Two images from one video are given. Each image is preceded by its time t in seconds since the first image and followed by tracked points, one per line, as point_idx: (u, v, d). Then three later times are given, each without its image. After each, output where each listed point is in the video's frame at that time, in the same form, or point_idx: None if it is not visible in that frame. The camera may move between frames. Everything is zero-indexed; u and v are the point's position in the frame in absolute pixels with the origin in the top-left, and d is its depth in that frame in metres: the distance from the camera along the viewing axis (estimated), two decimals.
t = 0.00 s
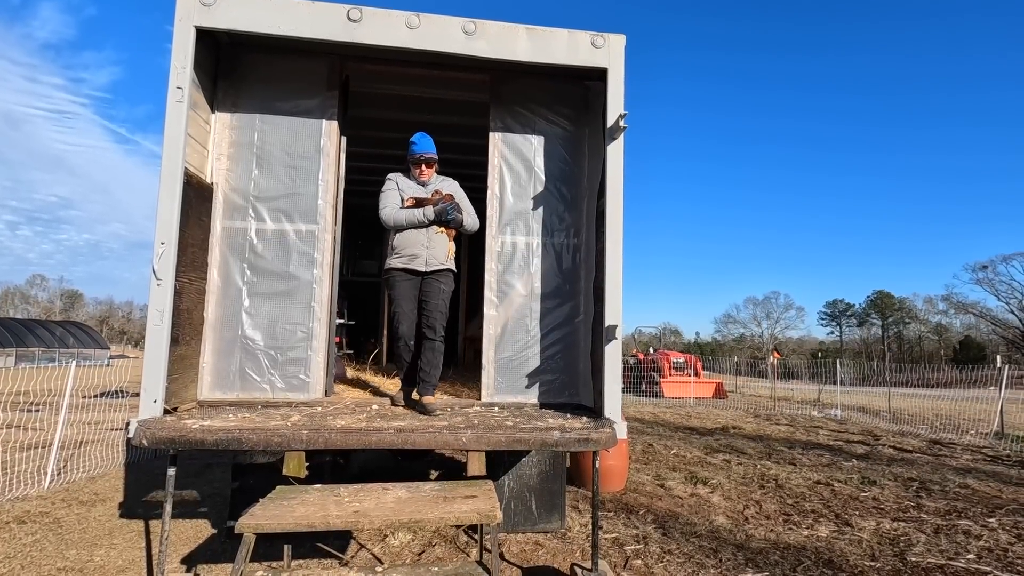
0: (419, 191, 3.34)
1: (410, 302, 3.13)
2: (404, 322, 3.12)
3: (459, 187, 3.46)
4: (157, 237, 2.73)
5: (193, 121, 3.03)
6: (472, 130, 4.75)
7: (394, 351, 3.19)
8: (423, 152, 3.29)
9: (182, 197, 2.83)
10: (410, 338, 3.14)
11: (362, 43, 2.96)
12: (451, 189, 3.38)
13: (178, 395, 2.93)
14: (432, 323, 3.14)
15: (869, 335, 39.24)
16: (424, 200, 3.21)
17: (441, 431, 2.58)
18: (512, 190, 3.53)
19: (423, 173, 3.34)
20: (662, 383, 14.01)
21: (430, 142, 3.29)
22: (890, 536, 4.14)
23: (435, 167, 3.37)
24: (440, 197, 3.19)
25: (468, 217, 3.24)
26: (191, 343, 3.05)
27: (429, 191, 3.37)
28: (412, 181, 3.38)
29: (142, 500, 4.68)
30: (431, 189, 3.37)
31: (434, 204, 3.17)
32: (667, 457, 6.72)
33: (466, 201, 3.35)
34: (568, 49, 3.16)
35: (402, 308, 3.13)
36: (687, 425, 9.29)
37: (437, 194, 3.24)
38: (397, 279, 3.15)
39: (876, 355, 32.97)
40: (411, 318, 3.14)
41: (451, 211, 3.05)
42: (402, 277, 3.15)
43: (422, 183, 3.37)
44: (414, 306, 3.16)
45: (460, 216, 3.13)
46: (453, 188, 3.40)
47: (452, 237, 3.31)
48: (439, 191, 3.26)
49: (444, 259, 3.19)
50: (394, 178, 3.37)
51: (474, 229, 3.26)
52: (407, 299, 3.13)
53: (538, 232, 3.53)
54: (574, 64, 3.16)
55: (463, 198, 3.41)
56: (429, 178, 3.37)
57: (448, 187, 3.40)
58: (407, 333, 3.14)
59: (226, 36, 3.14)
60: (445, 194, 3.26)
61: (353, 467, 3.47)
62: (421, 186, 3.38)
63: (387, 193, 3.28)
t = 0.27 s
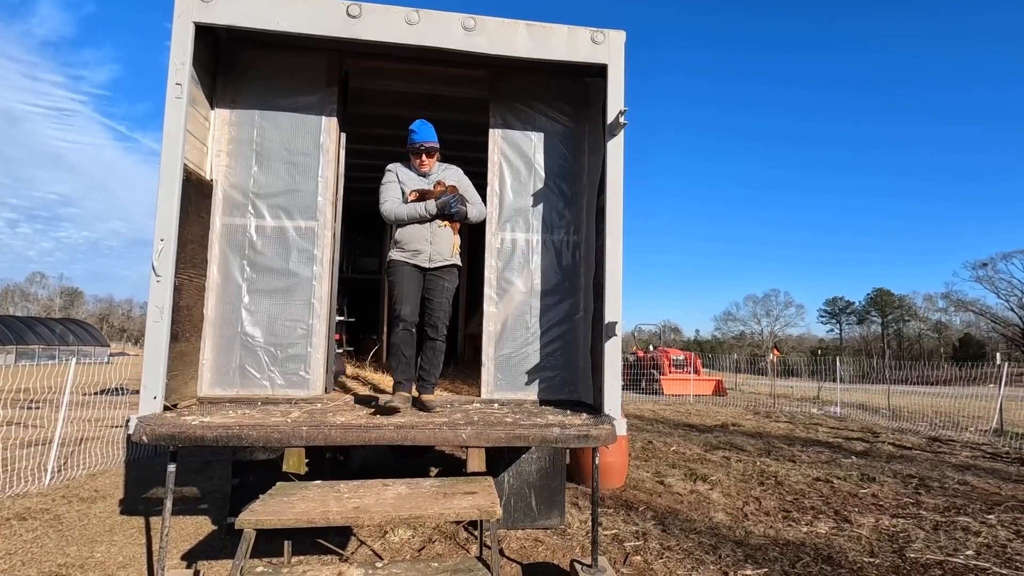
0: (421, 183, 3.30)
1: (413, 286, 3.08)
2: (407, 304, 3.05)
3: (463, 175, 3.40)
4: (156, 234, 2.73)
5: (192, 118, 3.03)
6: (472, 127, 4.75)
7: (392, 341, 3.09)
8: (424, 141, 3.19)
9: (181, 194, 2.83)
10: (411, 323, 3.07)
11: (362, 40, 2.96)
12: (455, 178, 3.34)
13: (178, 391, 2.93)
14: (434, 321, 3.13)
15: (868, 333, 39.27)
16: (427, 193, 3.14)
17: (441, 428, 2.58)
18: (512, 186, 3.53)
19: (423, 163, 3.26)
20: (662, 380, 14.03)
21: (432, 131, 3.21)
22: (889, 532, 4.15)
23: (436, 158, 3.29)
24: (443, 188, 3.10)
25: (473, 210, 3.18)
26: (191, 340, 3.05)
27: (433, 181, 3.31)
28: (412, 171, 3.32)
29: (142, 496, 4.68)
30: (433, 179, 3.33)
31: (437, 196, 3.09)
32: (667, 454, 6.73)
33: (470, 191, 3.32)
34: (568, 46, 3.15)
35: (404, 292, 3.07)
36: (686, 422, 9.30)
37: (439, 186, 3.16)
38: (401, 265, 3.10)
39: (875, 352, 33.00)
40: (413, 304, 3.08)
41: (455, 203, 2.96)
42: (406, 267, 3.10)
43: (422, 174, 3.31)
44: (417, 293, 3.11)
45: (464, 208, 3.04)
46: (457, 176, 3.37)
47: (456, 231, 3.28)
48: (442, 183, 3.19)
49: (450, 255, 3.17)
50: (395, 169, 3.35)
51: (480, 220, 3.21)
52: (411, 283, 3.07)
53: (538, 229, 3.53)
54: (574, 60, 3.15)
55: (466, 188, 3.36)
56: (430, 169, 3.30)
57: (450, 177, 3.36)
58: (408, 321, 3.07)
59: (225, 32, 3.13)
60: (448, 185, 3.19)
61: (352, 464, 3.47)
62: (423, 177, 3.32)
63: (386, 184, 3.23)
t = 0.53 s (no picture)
0: (415, 173, 3.24)
1: (409, 288, 3.03)
2: (404, 310, 3.00)
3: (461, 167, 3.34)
4: (156, 230, 2.73)
5: (191, 114, 3.02)
6: (472, 123, 4.74)
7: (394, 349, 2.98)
8: (417, 129, 3.14)
9: (181, 191, 2.82)
10: (409, 328, 3.02)
11: (361, 35, 2.95)
12: (450, 169, 3.28)
13: (178, 387, 2.93)
14: (432, 323, 3.12)
15: (868, 330, 39.29)
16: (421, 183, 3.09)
17: (441, 424, 2.59)
18: (512, 183, 3.52)
19: (418, 152, 3.22)
20: (662, 377, 14.05)
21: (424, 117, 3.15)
22: (888, 528, 4.15)
23: (430, 147, 3.23)
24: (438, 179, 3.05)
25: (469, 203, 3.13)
26: (191, 336, 3.05)
27: (427, 171, 3.25)
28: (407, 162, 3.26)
29: (143, 493, 4.69)
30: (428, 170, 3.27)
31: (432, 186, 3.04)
32: (667, 450, 6.73)
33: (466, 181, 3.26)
34: (568, 41, 3.14)
35: (402, 296, 3.02)
36: (686, 419, 9.30)
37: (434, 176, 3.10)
38: (396, 264, 3.06)
39: (875, 349, 33.02)
40: (411, 308, 3.04)
41: (451, 192, 2.90)
42: (400, 265, 3.05)
43: (417, 164, 3.25)
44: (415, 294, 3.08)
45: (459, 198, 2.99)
46: (452, 167, 3.31)
47: (452, 223, 3.22)
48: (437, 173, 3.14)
49: (446, 248, 3.11)
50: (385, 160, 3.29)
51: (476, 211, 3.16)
52: (407, 284, 3.03)
53: (538, 226, 3.53)
54: (574, 56, 3.15)
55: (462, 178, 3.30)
56: (424, 159, 3.25)
57: (446, 167, 3.30)
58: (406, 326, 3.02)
59: (224, 27, 3.12)
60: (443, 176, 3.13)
61: (353, 461, 3.46)
62: (417, 167, 3.26)
63: (377, 175, 3.16)
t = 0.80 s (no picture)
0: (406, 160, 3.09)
1: (399, 284, 2.91)
2: (394, 306, 2.90)
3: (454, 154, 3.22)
4: (156, 226, 2.73)
5: (191, 110, 3.02)
6: (472, 119, 4.73)
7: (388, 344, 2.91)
8: (407, 113, 2.96)
9: (181, 187, 2.82)
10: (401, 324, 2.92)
11: (361, 31, 2.94)
12: (442, 156, 3.15)
13: (179, 383, 2.94)
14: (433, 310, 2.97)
15: (868, 326, 39.32)
16: (411, 169, 2.94)
17: (442, 419, 2.59)
18: (512, 179, 3.52)
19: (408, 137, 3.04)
20: (662, 374, 14.07)
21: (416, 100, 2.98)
22: (887, 524, 4.17)
23: (422, 132, 3.07)
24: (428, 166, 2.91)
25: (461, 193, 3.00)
26: (191, 333, 3.05)
27: (417, 158, 3.11)
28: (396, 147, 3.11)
29: (144, 488, 4.71)
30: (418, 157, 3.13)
31: (422, 174, 2.89)
32: (666, 446, 6.75)
33: (457, 168, 3.12)
34: (568, 37, 3.14)
35: (391, 292, 2.91)
36: (686, 415, 9.32)
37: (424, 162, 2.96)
38: (384, 258, 2.93)
39: (875, 345, 33.05)
40: (401, 303, 2.92)
41: (442, 181, 2.78)
42: (389, 258, 2.93)
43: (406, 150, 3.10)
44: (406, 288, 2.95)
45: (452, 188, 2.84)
46: (443, 154, 3.18)
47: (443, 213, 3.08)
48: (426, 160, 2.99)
49: (436, 240, 2.99)
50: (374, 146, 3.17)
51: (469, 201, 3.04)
52: (396, 280, 2.91)
53: (538, 222, 3.53)
54: (574, 52, 3.14)
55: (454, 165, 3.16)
56: (414, 144, 3.09)
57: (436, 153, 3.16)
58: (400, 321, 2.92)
59: (224, 23, 3.12)
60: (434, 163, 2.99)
61: (353, 457, 3.48)
62: (408, 153, 3.11)
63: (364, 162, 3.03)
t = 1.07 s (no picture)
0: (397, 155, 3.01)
1: (391, 281, 2.83)
2: (386, 305, 2.83)
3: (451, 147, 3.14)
4: (154, 222, 2.72)
5: (189, 105, 3.01)
6: (471, 115, 4.72)
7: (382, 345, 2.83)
8: (397, 104, 2.85)
9: (179, 182, 2.82)
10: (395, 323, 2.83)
11: (359, 25, 2.93)
12: (435, 149, 3.05)
13: (178, 378, 2.94)
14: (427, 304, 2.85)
15: (867, 323, 39.36)
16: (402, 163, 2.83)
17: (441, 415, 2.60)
18: (511, 174, 3.52)
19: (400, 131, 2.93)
20: (661, 369, 14.09)
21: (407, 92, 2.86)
22: (885, 518, 4.18)
23: (413, 124, 2.96)
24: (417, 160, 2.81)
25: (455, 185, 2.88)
26: (190, 328, 3.05)
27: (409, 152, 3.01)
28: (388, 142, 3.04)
29: (144, 484, 4.72)
30: (411, 151, 3.04)
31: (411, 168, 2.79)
32: (665, 442, 6.76)
33: (450, 163, 3.03)
34: (567, 32, 3.12)
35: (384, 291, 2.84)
36: (685, 411, 9.34)
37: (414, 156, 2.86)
38: (376, 255, 2.85)
39: (874, 342, 33.10)
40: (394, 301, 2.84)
41: (432, 174, 2.65)
42: (381, 255, 2.85)
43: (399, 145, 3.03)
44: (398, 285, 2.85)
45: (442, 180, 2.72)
46: (437, 146, 3.07)
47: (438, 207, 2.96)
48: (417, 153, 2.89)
49: (430, 236, 2.88)
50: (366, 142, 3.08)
51: (464, 194, 2.91)
52: (389, 278, 2.83)
53: (537, 217, 3.52)
54: (574, 46, 3.13)
55: (447, 158, 3.06)
56: (406, 138, 2.99)
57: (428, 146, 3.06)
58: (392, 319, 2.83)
59: (222, 18, 3.11)
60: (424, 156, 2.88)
61: (352, 452, 3.48)
62: (399, 147, 3.03)
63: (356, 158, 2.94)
